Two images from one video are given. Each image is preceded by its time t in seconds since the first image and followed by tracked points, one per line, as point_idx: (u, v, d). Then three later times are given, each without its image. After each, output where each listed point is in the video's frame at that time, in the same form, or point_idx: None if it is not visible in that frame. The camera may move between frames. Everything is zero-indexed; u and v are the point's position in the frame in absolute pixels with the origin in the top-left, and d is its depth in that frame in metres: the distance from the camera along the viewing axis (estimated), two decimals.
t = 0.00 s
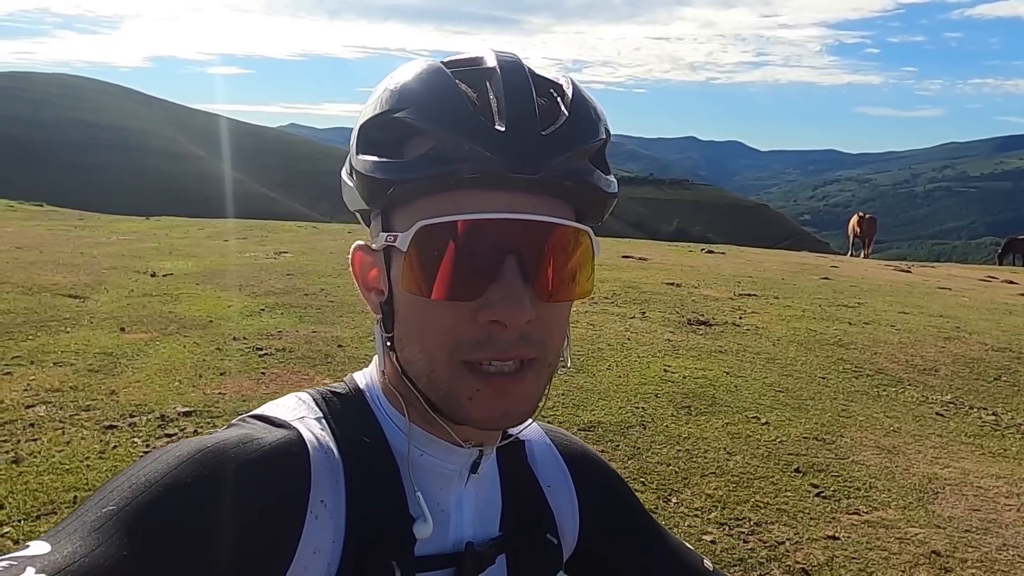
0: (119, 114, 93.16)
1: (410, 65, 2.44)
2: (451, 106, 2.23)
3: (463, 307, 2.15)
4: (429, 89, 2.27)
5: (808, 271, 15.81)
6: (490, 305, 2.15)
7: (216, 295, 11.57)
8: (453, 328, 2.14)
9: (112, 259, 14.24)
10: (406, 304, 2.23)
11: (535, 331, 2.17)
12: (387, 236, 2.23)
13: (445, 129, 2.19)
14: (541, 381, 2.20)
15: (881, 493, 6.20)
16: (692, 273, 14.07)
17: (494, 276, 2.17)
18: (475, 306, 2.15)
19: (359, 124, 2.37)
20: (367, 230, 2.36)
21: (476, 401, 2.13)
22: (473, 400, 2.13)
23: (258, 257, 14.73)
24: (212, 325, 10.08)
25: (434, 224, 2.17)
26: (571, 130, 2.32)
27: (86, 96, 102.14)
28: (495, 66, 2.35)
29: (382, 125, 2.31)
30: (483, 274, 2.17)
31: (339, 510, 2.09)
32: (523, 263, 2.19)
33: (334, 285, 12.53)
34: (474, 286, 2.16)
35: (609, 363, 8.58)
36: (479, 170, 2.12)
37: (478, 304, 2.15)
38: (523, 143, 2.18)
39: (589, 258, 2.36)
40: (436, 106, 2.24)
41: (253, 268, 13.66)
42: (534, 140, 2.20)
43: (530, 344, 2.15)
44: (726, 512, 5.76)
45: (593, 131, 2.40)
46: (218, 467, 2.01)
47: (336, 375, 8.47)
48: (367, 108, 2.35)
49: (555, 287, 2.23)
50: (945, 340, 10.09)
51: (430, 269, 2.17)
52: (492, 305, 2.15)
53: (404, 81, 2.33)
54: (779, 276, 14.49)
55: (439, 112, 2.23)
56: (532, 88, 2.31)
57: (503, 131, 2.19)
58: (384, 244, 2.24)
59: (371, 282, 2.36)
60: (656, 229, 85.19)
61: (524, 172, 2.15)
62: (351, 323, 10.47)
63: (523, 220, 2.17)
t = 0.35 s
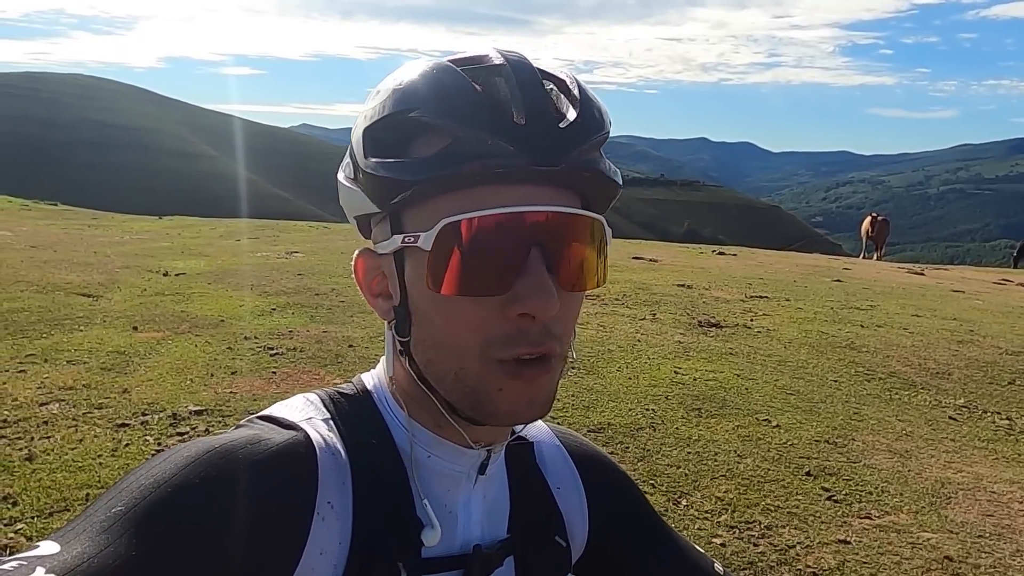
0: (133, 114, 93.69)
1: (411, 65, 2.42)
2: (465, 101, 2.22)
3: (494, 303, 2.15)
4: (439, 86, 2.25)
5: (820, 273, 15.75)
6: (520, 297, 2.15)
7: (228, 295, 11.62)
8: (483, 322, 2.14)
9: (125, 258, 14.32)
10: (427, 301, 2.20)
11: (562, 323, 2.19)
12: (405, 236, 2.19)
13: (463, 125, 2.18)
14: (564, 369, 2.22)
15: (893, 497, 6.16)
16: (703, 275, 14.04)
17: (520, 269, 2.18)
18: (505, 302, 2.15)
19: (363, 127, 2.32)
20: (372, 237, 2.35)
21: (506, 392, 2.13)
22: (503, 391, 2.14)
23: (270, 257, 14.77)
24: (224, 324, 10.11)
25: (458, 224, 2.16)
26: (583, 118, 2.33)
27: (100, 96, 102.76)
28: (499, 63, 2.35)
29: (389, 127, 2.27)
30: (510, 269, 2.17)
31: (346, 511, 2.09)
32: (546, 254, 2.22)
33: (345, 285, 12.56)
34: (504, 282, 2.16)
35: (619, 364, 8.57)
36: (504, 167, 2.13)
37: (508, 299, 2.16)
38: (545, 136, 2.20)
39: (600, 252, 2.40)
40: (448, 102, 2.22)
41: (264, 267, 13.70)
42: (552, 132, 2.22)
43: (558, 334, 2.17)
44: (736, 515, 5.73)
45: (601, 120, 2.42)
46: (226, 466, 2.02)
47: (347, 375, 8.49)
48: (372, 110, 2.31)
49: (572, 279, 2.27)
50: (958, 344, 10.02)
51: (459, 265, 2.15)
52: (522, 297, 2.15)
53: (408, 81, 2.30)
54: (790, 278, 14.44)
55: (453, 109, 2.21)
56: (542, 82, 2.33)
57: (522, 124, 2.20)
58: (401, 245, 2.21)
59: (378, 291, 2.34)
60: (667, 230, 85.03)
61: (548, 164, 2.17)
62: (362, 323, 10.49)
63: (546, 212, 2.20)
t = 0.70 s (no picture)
0: (152, 117, 94.43)
1: (422, 53, 2.30)
2: (490, 89, 2.14)
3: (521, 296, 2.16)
4: (459, 73, 2.16)
5: (834, 274, 15.65)
6: (550, 292, 2.18)
7: (242, 295, 11.67)
8: (511, 316, 2.14)
9: (140, 258, 14.42)
10: (451, 295, 2.16)
11: (585, 318, 2.23)
12: (433, 230, 2.11)
13: (492, 114, 2.11)
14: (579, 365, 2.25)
15: (906, 499, 6.09)
16: (715, 275, 13.98)
17: (547, 263, 2.19)
18: (533, 295, 2.16)
19: (376, 116, 2.21)
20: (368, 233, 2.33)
21: (524, 391, 2.13)
22: (520, 389, 2.13)
23: (283, 257, 14.84)
24: (237, 324, 10.16)
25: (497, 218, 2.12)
26: (605, 117, 2.32)
27: (119, 100, 103.65)
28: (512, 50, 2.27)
29: (405, 116, 2.16)
30: (541, 262, 2.18)
31: (341, 505, 2.07)
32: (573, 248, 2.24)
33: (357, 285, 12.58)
34: (531, 274, 2.17)
35: (630, 364, 8.53)
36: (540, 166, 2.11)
37: (535, 293, 2.17)
38: (575, 132, 2.18)
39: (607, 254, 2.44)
40: (472, 90, 2.13)
41: (278, 268, 13.76)
42: (581, 129, 2.20)
43: (581, 331, 2.21)
44: (747, 516, 5.68)
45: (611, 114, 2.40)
46: (221, 460, 2.01)
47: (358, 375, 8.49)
48: (387, 98, 2.20)
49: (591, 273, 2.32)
50: (974, 345, 9.91)
51: (494, 259, 2.12)
52: (552, 292, 2.17)
53: (421, 69, 2.21)
54: (804, 279, 14.35)
55: (478, 97, 2.13)
56: (565, 79, 2.29)
57: (552, 117, 2.16)
58: (426, 239, 2.12)
59: (383, 284, 2.27)
60: (682, 232, 84.77)
61: (581, 163, 2.17)
62: (374, 323, 10.50)
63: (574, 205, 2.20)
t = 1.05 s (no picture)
0: (165, 116, 94.93)
1: (435, 54, 2.29)
2: (506, 91, 2.14)
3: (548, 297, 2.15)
4: (480, 75, 2.16)
5: (844, 276, 15.57)
6: (577, 292, 2.18)
7: (251, 293, 11.70)
8: (540, 317, 2.13)
9: (151, 256, 14.49)
10: (477, 298, 2.13)
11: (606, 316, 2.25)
12: (458, 234, 2.09)
13: (510, 115, 2.11)
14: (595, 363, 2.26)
15: (916, 504, 6.04)
16: (725, 277, 13.94)
17: (572, 263, 2.19)
18: (558, 294, 2.16)
19: (392, 119, 2.20)
20: (369, 237, 2.29)
21: (550, 390, 2.12)
22: (546, 388, 2.13)
23: (293, 256, 14.88)
24: (246, 322, 10.18)
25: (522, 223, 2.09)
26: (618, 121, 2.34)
27: (133, 99, 104.24)
28: (522, 50, 2.28)
29: (422, 118, 2.16)
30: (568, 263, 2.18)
31: (345, 501, 2.07)
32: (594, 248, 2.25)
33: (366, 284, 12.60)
34: (558, 275, 2.17)
35: (638, 366, 8.50)
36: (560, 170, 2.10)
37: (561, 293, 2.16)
38: (591, 134, 2.19)
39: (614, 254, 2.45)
40: (488, 93, 2.14)
41: (287, 267, 13.79)
42: (597, 130, 2.21)
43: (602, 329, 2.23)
44: (754, 519, 5.65)
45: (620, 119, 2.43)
46: (224, 458, 1.99)
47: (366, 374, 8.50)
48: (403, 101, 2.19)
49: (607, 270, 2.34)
50: (986, 349, 9.84)
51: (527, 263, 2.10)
52: (578, 292, 2.18)
53: (434, 75, 2.20)
54: (814, 281, 14.28)
55: (495, 98, 2.13)
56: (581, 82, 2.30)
57: (574, 121, 2.17)
58: (451, 243, 2.09)
59: (396, 288, 2.23)
60: (693, 233, 84.54)
61: (604, 165, 2.18)
62: (382, 323, 10.51)
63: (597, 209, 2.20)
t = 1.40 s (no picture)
0: (176, 111, 95.25)
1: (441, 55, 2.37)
2: (478, 91, 2.17)
3: (484, 301, 2.09)
4: (459, 76, 2.22)
5: (853, 276, 15.50)
6: (512, 299, 2.10)
7: (258, 289, 11.73)
8: (470, 319, 2.09)
9: (160, 251, 14.54)
10: (420, 290, 2.15)
11: (554, 333, 2.14)
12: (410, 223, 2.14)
13: (471, 114, 2.14)
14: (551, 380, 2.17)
15: (922, 505, 6.00)
16: (732, 276, 13.89)
17: (512, 268, 2.13)
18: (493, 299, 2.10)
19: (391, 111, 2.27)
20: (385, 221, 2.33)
21: (484, 396, 2.09)
22: (481, 394, 2.09)
23: (300, 252, 14.90)
24: (253, 318, 10.21)
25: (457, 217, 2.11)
26: (603, 130, 2.28)
27: (144, 95, 104.63)
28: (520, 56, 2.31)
29: (412, 114, 2.22)
30: (505, 268, 2.12)
31: (345, 501, 2.06)
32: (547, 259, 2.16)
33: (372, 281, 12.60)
34: (495, 279, 2.11)
35: (644, 365, 8.48)
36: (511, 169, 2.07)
37: (498, 300, 2.10)
38: (558, 143, 2.14)
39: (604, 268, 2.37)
40: (473, 96, 2.17)
41: (295, 263, 13.82)
42: (565, 136, 2.16)
43: (548, 346, 2.12)
44: (759, 519, 5.62)
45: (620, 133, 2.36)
46: (224, 457, 1.97)
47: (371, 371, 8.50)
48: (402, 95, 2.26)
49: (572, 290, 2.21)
50: (995, 350, 9.78)
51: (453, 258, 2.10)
52: (513, 299, 2.10)
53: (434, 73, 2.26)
54: (822, 281, 14.21)
55: (477, 101, 2.15)
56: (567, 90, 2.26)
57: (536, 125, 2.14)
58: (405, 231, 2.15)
59: (383, 272, 2.28)
60: (702, 232, 84.36)
61: (557, 172, 2.11)
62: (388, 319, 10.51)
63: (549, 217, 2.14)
